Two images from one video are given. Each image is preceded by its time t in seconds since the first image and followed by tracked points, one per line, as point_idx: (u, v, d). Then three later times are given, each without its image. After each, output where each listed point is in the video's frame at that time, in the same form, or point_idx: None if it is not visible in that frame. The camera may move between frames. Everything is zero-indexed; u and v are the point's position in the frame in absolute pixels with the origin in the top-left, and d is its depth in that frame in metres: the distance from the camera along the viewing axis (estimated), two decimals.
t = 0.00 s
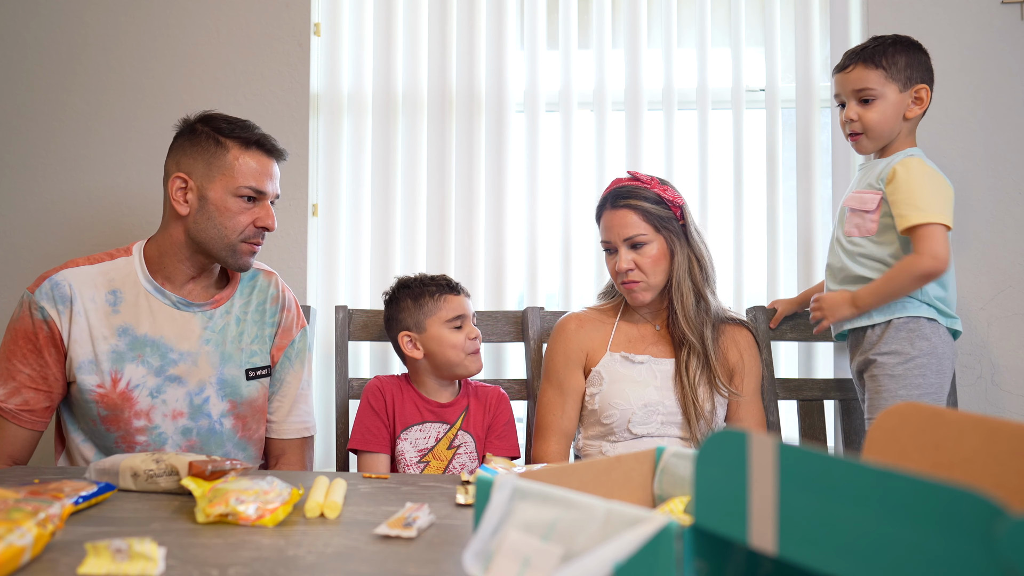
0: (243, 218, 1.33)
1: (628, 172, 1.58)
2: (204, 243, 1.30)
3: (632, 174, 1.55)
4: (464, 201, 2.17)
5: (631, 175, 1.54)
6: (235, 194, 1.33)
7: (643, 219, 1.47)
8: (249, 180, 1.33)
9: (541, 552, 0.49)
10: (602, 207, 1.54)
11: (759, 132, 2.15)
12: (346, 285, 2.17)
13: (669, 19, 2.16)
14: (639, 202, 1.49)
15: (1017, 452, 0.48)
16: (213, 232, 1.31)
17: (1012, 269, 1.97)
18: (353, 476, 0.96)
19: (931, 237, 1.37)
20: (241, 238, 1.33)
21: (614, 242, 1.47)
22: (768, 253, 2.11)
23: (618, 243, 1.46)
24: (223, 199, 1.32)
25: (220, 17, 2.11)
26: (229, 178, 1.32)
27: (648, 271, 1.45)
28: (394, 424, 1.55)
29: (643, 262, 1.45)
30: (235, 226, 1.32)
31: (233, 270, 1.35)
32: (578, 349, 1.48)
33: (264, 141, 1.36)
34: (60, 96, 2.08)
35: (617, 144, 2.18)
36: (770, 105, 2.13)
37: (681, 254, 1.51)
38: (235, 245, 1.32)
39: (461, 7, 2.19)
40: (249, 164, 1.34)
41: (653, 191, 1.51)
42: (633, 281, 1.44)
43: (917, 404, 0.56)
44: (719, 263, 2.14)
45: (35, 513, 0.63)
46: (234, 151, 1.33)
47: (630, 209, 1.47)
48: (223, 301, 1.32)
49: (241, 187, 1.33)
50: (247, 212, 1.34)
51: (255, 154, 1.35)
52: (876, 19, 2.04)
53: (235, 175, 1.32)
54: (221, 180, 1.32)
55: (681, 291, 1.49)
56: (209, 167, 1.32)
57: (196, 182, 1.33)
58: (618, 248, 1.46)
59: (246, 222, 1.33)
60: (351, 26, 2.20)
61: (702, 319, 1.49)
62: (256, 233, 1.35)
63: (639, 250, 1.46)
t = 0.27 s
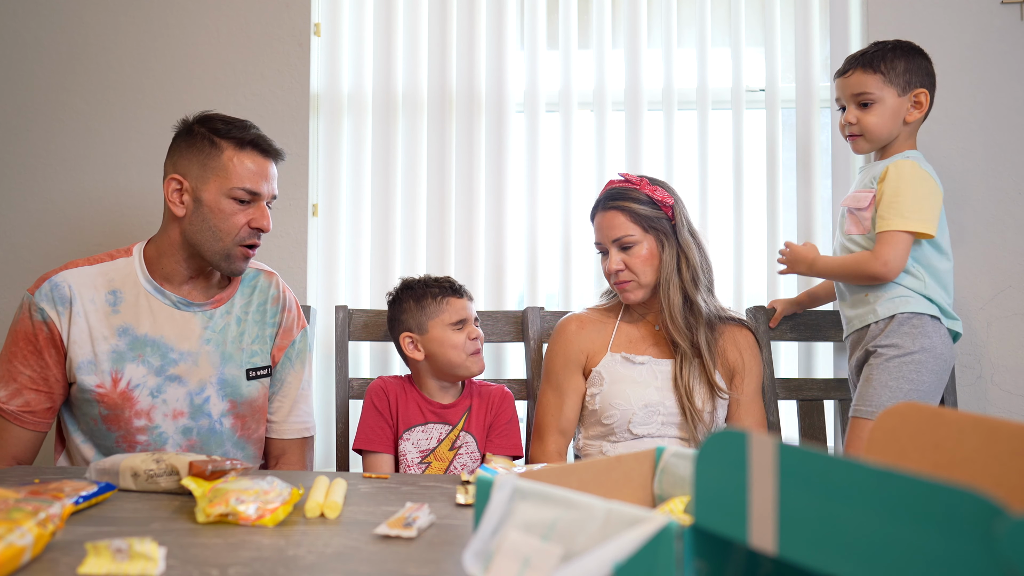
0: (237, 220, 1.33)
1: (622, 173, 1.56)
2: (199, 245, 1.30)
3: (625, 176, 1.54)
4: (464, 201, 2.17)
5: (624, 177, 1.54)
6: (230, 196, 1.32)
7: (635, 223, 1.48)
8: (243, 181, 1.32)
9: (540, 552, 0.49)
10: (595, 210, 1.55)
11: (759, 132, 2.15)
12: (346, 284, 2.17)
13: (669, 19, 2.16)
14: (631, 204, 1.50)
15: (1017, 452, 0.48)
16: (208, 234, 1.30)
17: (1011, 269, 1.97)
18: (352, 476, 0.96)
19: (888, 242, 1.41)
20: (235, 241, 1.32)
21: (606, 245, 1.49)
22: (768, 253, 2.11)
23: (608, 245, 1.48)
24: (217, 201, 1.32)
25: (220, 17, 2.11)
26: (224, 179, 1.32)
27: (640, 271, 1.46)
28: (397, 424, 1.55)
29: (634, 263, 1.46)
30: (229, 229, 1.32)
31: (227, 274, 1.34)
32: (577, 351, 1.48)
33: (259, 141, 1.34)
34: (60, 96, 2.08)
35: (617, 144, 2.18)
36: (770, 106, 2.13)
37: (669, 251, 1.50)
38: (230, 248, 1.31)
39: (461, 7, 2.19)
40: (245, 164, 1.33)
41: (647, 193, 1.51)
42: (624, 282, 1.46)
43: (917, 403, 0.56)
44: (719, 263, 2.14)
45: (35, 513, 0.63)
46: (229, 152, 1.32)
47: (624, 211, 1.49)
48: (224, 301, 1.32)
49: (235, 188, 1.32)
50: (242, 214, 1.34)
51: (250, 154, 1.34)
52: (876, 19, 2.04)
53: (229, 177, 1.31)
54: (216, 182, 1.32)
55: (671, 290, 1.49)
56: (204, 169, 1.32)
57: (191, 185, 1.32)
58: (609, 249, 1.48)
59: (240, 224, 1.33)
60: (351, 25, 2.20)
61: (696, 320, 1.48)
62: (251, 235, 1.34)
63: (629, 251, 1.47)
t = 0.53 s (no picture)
0: (238, 219, 1.32)
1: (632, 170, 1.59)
2: (200, 244, 1.29)
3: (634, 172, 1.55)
4: (464, 201, 2.17)
5: (634, 173, 1.55)
6: (231, 195, 1.32)
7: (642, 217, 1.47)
8: (244, 180, 1.31)
9: (540, 552, 0.49)
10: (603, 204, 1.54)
11: (759, 132, 2.15)
12: (346, 284, 2.17)
13: (669, 19, 2.16)
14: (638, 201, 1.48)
15: (1017, 452, 0.48)
16: (210, 233, 1.30)
17: (1011, 269, 1.97)
18: (352, 476, 0.96)
19: (944, 236, 1.39)
20: (233, 239, 1.31)
21: (616, 240, 1.47)
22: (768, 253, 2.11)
23: (620, 239, 1.45)
24: (218, 199, 1.31)
25: (220, 17, 2.11)
26: (225, 178, 1.31)
27: (651, 268, 1.44)
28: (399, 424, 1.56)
29: (647, 259, 1.44)
30: (230, 227, 1.31)
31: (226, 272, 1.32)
32: (576, 351, 1.48)
33: (261, 140, 1.34)
34: (60, 95, 2.08)
35: (616, 144, 2.18)
36: (770, 105, 2.13)
37: (682, 253, 1.51)
38: (229, 245, 1.30)
39: (461, 7, 2.19)
40: (246, 163, 1.32)
41: (653, 189, 1.51)
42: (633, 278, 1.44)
43: (917, 403, 0.56)
44: (719, 263, 2.14)
45: (35, 513, 0.63)
46: (231, 151, 1.32)
47: (627, 208, 1.47)
48: (229, 302, 1.32)
49: (236, 187, 1.31)
50: (244, 213, 1.33)
51: (253, 153, 1.33)
52: (876, 19, 2.04)
53: (230, 174, 1.31)
54: (216, 181, 1.31)
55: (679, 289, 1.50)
56: (207, 167, 1.32)
57: (195, 182, 1.32)
58: (620, 244, 1.46)
59: (241, 222, 1.32)
60: (351, 25, 2.20)
61: (698, 319, 1.49)
62: (252, 234, 1.33)
63: (641, 248, 1.45)
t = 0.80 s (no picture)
0: (233, 220, 1.29)
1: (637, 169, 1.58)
2: (198, 246, 1.29)
3: (637, 172, 1.55)
4: (464, 201, 2.17)
5: (637, 173, 1.55)
6: (227, 197, 1.30)
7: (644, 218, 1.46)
8: (240, 182, 1.29)
9: (541, 552, 0.49)
10: (604, 204, 1.54)
11: (759, 132, 2.15)
12: (346, 285, 2.17)
13: (669, 19, 2.16)
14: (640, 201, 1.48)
15: (1017, 452, 0.48)
16: (205, 235, 1.28)
17: (1011, 269, 1.97)
18: (352, 476, 0.96)
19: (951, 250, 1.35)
20: (230, 241, 1.29)
21: (615, 240, 1.47)
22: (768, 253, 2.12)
23: (619, 240, 1.45)
24: (214, 202, 1.30)
25: (220, 17, 2.11)
26: (222, 179, 1.29)
27: (649, 270, 1.44)
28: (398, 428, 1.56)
29: (644, 260, 1.44)
30: (224, 230, 1.29)
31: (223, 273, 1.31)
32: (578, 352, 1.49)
33: (257, 142, 1.31)
34: (61, 96, 2.08)
35: (617, 144, 2.18)
36: (770, 106, 2.13)
37: (682, 255, 1.51)
38: (223, 248, 1.28)
39: (461, 7, 2.19)
40: (242, 165, 1.30)
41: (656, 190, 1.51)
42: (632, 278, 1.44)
43: (917, 403, 0.56)
44: (719, 263, 2.14)
45: (36, 513, 0.63)
46: (229, 153, 1.30)
47: (628, 208, 1.47)
48: (234, 303, 1.33)
49: (231, 189, 1.29)
50: (239, 215, 1.30)
51: (250, 155, 1.31)
52: (876, 19, 2.04)
53: (227, 176, 1.29)
54: (213, 182, 1.30)
55: (679, 291, 1.50)
56: (205, 168, 1.30)
57: (192, 184, 1.31)
58: (620, 245, 1.46)
59: (236, 224, 1.29)
60: (351, 25, 2.20)
61: (698, 321, 1.50)
62: (248, 237, 1.30)
63: (640, 248, 1.45)
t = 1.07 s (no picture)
0: (224, 221, 1.28)
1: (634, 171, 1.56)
2: (189, 246, 1.28)
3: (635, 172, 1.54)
4: (464, 201, 2.17)
5: (635, 174, 1.55)
6: (217, 197, 1.28)
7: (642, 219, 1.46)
8: (230, 182, 1.28)
9: (541, 552, 0.49)
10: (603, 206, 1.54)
11: (759, 132, 2.15)
12: (346, 285, 2.17)
13: (669, 19, 2.16)
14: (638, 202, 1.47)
15: (1018, 452, 0.47)
16: (195, 236, 1.27)
17: (1011, 269, 1.97)
18: (352, 476, 0.96)
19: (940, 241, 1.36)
20: (219, 242, 1.27)
21: (615, 241, 1.47)
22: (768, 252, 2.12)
23: (620, 242, 1.45)
24: (205, 202, 1.28)
25: (220, 17, 2.11)
26: (213, 180, 1.28)
27: (652, 271, 1.45)
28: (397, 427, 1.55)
29: (646, 261, 1.44)
30: (214, 230, 1.27)
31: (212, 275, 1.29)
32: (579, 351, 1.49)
33: (250, 142, 1.30)
34: (61, 96, 2.08)
35: (616, 144, 2.18)
36: (770, 106, 2.13)
37: (682, 253, 1.51)
38: (213, 248, 1.26)
39: (461, 7, 2.19)
40: (233, 165, 1.29)
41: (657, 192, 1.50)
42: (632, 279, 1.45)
43: (917, 403, 0.56)
44: (719, 263, 2.14)
45: (35, 513, 0.63)
46: (221, 153, 1.29)
47: (627, 209, 1.47)
48: (231, 303, 1.32)
49: (221, 189, 1.28)
50: (229, 216, 1.29)
51: (244, 155, 1.30)
52: (876, 19, 2.04)
53: (219, 176, 1.28)
54: (205, 182, 1.29)
55: (680, 292, 1.50)
56: (198, 169, 1.30)
57: (186, 185, 1.31)
58: (620, 246, 1.46)
59: (226, 225, 1.28)
60: (351, 25, 2.20)
61: (699, 320, 1.50)
62: (238, 239, 1.28)
63: (641, 249, 1.45)
